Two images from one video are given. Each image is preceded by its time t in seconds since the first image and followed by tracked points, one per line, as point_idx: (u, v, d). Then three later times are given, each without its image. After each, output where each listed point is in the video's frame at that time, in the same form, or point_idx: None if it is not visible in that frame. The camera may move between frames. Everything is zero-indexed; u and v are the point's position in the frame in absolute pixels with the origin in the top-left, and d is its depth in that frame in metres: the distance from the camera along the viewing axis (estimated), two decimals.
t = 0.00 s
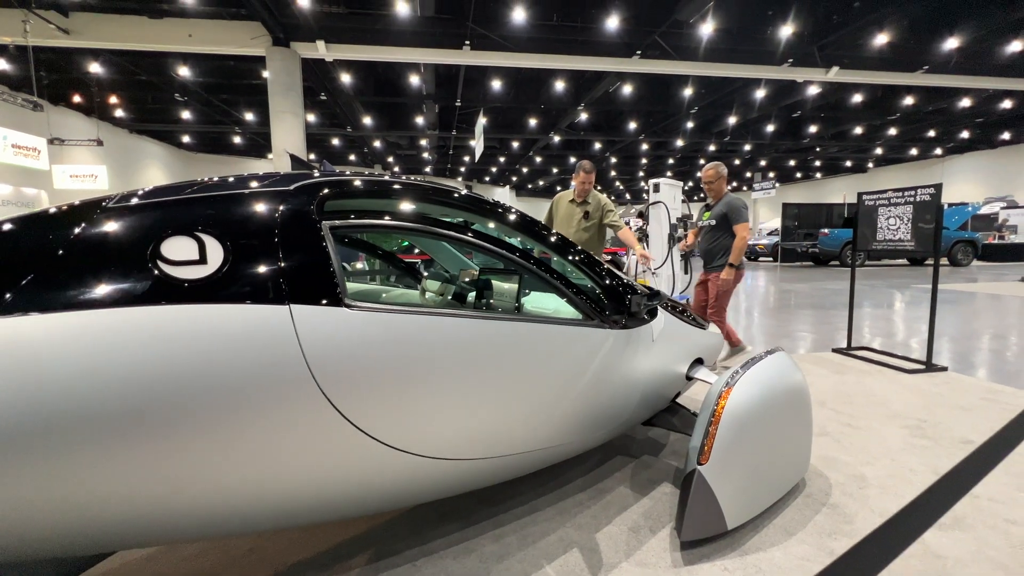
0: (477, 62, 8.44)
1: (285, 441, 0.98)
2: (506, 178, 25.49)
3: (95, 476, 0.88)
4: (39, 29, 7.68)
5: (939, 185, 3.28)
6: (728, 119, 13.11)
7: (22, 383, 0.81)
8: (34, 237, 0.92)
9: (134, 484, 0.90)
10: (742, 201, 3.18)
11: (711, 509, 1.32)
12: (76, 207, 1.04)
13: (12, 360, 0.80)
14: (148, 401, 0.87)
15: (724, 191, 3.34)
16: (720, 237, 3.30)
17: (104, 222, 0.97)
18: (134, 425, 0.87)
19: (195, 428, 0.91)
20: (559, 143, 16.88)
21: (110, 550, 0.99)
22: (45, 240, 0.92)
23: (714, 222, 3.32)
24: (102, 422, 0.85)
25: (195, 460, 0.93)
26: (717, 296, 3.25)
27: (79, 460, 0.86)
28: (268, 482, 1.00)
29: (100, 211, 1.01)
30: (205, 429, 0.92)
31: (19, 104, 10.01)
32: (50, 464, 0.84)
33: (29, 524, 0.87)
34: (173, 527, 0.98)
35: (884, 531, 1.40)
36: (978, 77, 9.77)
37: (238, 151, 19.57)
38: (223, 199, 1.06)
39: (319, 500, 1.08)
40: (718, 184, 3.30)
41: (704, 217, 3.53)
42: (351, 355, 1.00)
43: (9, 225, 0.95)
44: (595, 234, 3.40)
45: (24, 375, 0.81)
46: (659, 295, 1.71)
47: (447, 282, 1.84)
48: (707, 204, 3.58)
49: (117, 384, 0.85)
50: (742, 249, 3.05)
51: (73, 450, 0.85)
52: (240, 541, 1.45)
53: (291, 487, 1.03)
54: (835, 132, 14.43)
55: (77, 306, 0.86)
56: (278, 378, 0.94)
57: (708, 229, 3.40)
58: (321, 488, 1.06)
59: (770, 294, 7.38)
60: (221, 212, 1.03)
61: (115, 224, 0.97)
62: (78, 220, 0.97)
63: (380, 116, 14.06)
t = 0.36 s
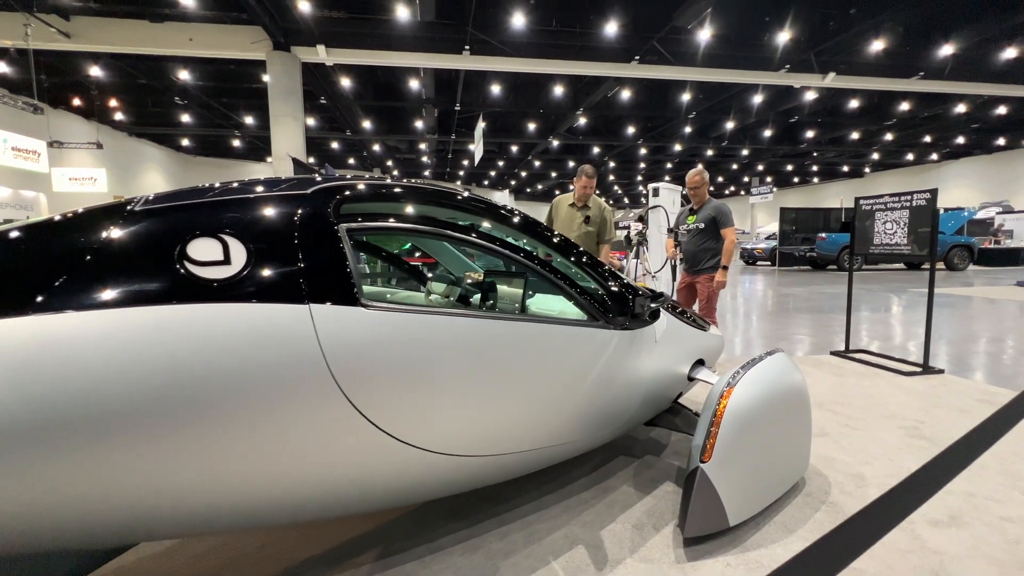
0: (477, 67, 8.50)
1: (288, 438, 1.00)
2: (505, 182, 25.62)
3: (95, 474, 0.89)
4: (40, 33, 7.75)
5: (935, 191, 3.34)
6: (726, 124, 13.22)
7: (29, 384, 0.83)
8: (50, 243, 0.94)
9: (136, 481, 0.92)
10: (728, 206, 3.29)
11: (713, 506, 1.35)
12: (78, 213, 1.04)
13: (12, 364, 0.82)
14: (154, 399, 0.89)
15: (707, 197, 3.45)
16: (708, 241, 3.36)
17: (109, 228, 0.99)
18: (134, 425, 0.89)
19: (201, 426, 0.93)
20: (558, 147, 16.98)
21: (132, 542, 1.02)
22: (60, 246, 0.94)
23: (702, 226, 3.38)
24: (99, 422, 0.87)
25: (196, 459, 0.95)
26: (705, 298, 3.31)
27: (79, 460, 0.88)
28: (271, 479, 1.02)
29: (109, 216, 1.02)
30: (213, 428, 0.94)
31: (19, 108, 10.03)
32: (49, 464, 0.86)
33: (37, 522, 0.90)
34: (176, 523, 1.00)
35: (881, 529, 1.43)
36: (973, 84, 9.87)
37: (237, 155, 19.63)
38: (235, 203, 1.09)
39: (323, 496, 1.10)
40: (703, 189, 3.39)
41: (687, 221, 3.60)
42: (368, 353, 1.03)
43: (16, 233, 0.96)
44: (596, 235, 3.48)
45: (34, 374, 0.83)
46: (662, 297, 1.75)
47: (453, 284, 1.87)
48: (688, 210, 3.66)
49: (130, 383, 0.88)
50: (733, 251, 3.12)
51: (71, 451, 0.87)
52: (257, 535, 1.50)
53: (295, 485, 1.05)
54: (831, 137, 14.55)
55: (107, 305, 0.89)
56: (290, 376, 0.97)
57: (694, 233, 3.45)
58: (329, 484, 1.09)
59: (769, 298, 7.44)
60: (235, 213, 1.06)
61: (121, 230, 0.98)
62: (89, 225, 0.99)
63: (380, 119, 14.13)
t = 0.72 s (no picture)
0: (478, 70, 8.57)
1: (298, 433, 1.02)
2: (505, 184, 25.70)
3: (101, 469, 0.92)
4: (44, 37, 7.83)
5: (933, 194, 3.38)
6: (725, 127, 13.29)
7: (42, 382, 0.85)
8: (73, 248, 0.97)
9: (141, 476, 0.95)
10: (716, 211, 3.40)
11: (717, 500, 1.38)
12: (90, 219, 1.06)
13: (25, 361, 0.85)
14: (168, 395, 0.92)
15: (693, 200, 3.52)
16: (697, 244, 3.43)
17: (121, 234, 1.01)
18: (140, 420, 0.92)
19: (214, 420, 0.96)
20: (558, 150, 17.06)
21: (156, 532, 1.06)
22: (76, 253, 0.96)
23: (692, 229, 3.43)
24: (105, 417, 0.89)
25: (201, 453, 0.97)
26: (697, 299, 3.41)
27: (81, 455, 0.90)
28: (280, 472, 1.05)
29: (121, 221, 1.05)
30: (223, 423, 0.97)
31: (21, 111, 10.07)
32: (54, 458, 0.89)
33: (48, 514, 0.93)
34: (184, 516, 1.03)
35: (881, 524, 1.47)
36: (971, 87, 9.93)
37: (238, 157, 19.71)
38: (246, 206, 1.12)
39: (332, 489, 1.13)
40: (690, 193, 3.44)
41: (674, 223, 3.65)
42: (385, 348, 1.07)
43: (27, 241, 0.98)
44: (586, 237, 3.54)
45: (51, 372, 0.86)
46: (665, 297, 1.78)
47: (460, 284, 1.91)
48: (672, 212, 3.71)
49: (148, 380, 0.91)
50: (725, 254, 3.29)
51: (78, 445, 0.89)
52: (274, 528, 1.54)
53: (305, 478, 1.08)
54: (831, 140, 14.62)
55: (140, 303, 0.93)
56: (305, 373, 1.00)
57: (683, 236, 3.49)
58: (338, 478, 1.11)
59: (769, 300, 7.49)
60: (251, 215, 1.09)
61: (137, 235, 1.01)
62: (107, 230, 1.02)
63: (380, 122, 14.21)
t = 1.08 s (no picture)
0: (481, 72, 8.64)
1: (303, 426, 1.05)
2: (508, 186, 25.77)
3: (100, 464, 0.94)
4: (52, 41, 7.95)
5: (935, 196, 3.39)
6: (728, 129, 13.29)
7: (52, 378, 0.88)
8: (89, 254, 1.00)
9: (142, 469, 0.97)
10: (713, 214, 3.44)
11: (722, 497, 1.41)
12: (100, 225, 1.09)
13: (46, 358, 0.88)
14: (178, 389, 0.95)
15: (688, 203, 3.54)
16: (695, 246, 3.47)
17: (136, 239, 1.04)
18: (144, 414, 0.94)
19: (221, 414, 0.99)
20: (561, 152, 17.12)
21: (177, 522, 1.09)
22: (95, 257, 0.99)
23: (690, 231, 3.45)
24: (106, 412, 0.92)
25: (203, 447, 0.99)
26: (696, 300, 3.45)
27: (80, 450, 0.92)
28: (284, 465, 1.07)
29: (135, 225, 1.08)
30: (228, 417, 0.99)
31: (30, 113, 10.18)
32: (54, 453, 0.91)
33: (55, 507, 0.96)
34: (190, 509, 1.06)
35: (882, 520, 1.49)
36: (975, 88, 9.92)
37: (243, 160, 19.84)
38: (260, 209, 1.15)
39: (336, 482, 1.15)
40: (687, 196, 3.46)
41: (671, 226, 3.67)
42: (400, 345, 1.10)
43: (41, 246, 1.01)
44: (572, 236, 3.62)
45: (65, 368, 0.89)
46: (669, 298, 1.81)
47: (467, 286, 1.95)
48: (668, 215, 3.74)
49: (161, 376, 0.94)
50: (722, 254, 3.33)
51: (79, 439, 0.92)
52: (290, 520, 1.60)
53: (311, 471, 1.10)
54: (834, 141, 14.60)
55: (163, 303, 0.97)
56: (316, 368, 1.03)
57: (681, 238, 3.52)
58: (344, 471, 1.14)
59: (772, 302, 7.50)
60: (266, 218, 1.13)
61: (148, 241, 1.04)
62: (120, 235, 1.04)
63: (384, 125, 14.29)
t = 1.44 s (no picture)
0: (490, 74, 8.69)
1: (314, 422, 1.08)
2: (516, 187, 25.84)
3: (107, 460, 0.96)
4: (69, 46, 8.17)
5: (946, 198, 3.38)
6: (737, 130, 13.22)
7: (69, 376, 0.91)
8: (110, 260, 1.03)
9: (160, 464, 1.00)
10: (718, 215, 3.45)
11: (731, 495, 1.43)
12: (119, 231, 1.12)
13: (76, 357, 0.92)
14: (193, 385, 0.98)
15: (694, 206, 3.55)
16: (701, 247, 3.48)
17: (156, 244, 1.07)
18: (155, 411, 0.97)
19: (233, 412, 1.01)
20: (569, 153, 17.14)
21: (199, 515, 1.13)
22: (120, 261, 1.03)
23: (696, 233, 3.46)
24: (120, 409, 0.95)
25: (213, 442, 1.02)
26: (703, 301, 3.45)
27: (107, 444, 0.95)
28: (293, 461, 1.09)
29: (155, 230, 1.11)
30: (241, 413, 1.02)
31: (48, 119, 10.41)
32: (61, 452, 0.93)
33: (65, 503, 0.98)
34: (199, 502, 1.08)
35: (891, 521, 1.50)
36: (989, 88, 9.80)
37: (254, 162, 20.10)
38: (279, 213, 1.19)
39: (347, 476, 1.17)
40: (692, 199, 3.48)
41: (677, 228, 3.68)
42: (416, 344, 1.14)
43: (64, 253, 1.04)
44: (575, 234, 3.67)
45: (83, 367, 0.92)
46: (678, 299, 1.83)
47: (478, 287, 1.98)
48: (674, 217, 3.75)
49: (177, 372, 0.97)
50: (726, 257, 3.35)
51: (90, 435, 0.94)
52: (308, 513, 1.65)
53: (320, 466, 1.13)
54: (845, 142, 14.46)
55: (190, 304, 1.01)
56: (331, 363, 1.06)
57: (687, 240, 3.52)
58: (354, 466, 1.16)
59: (781, 303, 7.45)
60: (286, 222, 1.17)
61: (168, 245, 1.07)
62: (140, 240, 1.08)
63: (393, 127, 14.40)
